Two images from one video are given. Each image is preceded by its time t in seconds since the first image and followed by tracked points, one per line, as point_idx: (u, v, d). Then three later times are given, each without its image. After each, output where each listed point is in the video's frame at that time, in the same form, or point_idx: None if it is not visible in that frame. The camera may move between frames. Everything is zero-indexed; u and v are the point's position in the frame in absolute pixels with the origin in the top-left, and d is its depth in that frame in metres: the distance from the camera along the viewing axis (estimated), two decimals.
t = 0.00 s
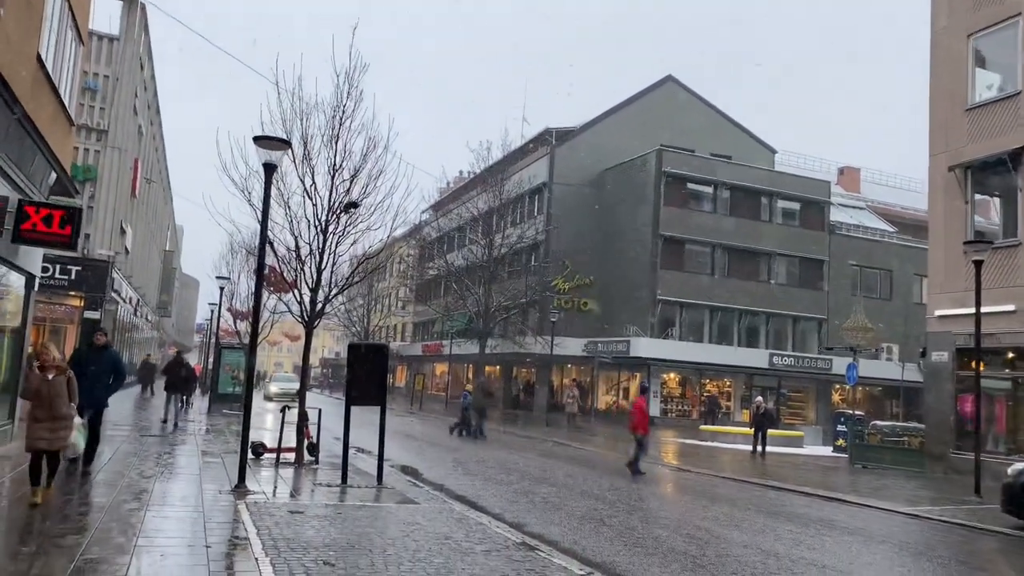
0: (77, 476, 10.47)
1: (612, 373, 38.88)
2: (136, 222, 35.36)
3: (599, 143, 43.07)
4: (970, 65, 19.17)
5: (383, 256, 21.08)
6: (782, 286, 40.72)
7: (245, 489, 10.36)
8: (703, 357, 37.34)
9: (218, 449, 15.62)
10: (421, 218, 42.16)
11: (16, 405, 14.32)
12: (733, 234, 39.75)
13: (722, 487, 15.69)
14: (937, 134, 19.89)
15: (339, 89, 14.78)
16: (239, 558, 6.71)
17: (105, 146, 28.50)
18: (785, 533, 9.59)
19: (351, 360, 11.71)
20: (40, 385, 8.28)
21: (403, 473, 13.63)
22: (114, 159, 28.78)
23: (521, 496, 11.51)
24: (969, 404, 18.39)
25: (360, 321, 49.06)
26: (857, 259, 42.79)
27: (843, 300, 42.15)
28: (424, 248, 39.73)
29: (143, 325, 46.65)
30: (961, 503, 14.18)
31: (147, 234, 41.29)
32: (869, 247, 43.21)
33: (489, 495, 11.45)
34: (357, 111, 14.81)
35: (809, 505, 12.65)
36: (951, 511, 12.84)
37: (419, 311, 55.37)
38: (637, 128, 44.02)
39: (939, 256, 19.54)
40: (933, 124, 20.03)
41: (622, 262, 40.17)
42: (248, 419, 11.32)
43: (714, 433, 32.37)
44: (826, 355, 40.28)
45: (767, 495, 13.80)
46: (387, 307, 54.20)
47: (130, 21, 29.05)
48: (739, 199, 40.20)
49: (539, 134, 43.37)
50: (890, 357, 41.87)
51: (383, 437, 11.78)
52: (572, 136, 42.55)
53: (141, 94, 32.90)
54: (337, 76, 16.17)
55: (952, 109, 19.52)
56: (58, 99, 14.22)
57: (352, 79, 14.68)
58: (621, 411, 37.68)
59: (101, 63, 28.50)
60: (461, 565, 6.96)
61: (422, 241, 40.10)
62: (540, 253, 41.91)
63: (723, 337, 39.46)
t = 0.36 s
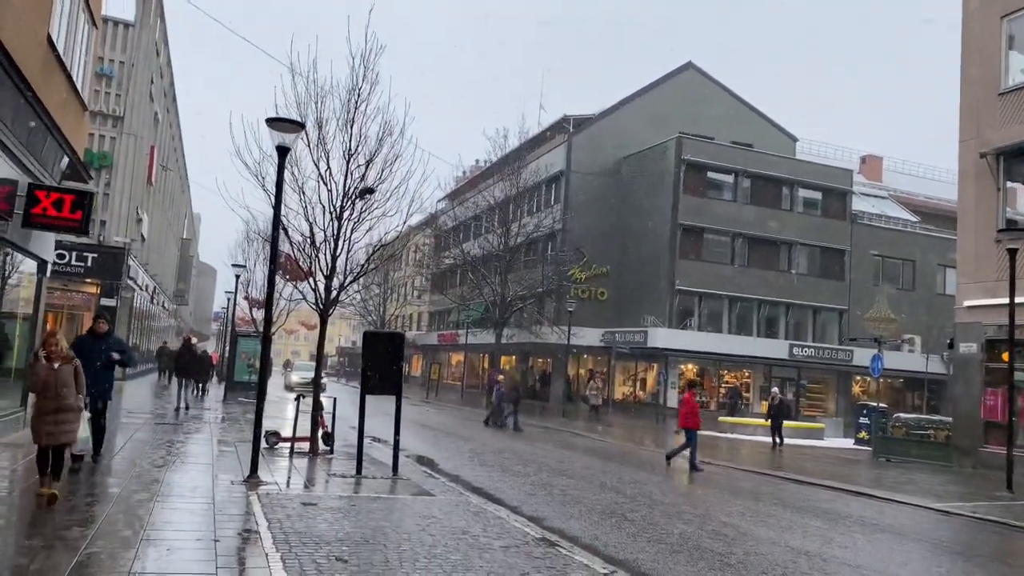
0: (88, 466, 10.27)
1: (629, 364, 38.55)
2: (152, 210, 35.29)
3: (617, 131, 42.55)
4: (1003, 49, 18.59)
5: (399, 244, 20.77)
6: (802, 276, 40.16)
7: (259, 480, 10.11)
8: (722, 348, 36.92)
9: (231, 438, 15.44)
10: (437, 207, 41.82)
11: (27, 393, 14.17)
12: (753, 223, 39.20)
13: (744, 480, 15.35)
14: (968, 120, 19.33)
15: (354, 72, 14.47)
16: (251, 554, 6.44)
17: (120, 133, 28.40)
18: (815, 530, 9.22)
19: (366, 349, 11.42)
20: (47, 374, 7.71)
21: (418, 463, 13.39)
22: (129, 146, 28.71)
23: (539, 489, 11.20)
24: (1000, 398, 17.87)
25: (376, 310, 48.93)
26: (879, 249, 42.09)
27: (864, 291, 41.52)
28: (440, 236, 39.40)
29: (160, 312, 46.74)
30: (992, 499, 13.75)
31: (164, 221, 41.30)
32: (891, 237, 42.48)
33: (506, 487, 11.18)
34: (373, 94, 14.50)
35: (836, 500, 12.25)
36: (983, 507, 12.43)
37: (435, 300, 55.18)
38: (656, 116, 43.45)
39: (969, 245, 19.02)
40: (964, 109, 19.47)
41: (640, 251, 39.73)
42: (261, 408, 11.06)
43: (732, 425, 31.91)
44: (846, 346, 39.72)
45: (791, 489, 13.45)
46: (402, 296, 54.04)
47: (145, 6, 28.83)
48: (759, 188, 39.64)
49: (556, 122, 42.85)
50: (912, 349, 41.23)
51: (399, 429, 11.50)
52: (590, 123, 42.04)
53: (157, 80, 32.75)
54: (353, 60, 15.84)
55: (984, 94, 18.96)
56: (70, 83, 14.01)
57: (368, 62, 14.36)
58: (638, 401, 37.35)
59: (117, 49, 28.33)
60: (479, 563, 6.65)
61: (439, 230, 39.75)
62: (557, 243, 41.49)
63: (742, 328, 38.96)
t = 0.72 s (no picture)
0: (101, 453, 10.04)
1: (647, 353, 38.16)
2: (169, 196, 35.14)
3: (637, 117, 41.98)
4: None
5: (416, 230, 20.46)
6: (825, 264, 39.51)
7: (275, 468, 9.83)
8: (742, 337, 36.43)
9: (246, 424, 15.22)
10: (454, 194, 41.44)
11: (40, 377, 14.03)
12: (775, 210, 38.59)
13: (770, 470, 14.96)
14: (1004, 101, 18.71)
15: (372, 51, 14.11)
16: (266, 546, 6.15)
17: (136, 118, 28.22)
18: (853, 525, 8.81)
19: (383, 335, 11.11)
20: (54, 357, 6.79)
21: (436, 451, 13.09)
22: (145, 131, 28.51)
23: (562, 478, 10.85)
24: None
25: (393, 298, 48.73)
26: (904, 238, 41.34)
27: (888, 279, 40.83)
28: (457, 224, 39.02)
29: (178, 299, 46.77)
30: None
31: (181, 207, 41.19)
32: (916, 225, 41.70)
33: (528, 477, 10.85)
34: (391, 74, 14.13)
35: (869, 492, 11.83)
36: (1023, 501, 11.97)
37: (451, 288, 54.92)
38: (676, 102, 42.84)
39: (1004, 231, 18.43)
40: (1000, 90, 18.84)
41: (660, 239, 39.21)
42: (277, 394, 10.77)
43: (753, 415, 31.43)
44: (869, 336, 39.12)
45: (821, 480, 13.05)
46: (419, 283, 53.82)
47: None
48: (782, 174, 39.01)
49: (575, 108, 42.30)
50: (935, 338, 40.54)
51: (418, 416, 11.19)
52: (609, 109, 41.47)
53: (173, 65, 32.53)
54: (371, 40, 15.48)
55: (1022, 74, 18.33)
56: (83, 63, 13.68)
57: (386, 41, 14.00)
58: (656, 391, 36.97)
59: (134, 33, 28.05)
60: (505, 557, 6.29)
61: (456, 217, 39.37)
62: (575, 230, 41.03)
63: (763, 317, 38.39)
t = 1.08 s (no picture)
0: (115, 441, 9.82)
1: (666, 340, 37.83)
2: (185, 181, 35.00)
3: (655, 100, 41.40)
4: None
5: (433, 214, 20.12)
6: (847, 250, 38.89)
7: (291, 457, 9.58)
8: (762, 323, 36.00)
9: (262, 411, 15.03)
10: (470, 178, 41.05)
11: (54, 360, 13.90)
12: (797, 194, 37.99)
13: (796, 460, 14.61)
14: None
15: (389, 30, 13.75)
16: (281, 541, 5.89)
17: (152, 102, 28.04)
18: (890, 520, 8.45)
19: (401, 321, 10.82)
20: (45, 344, 6.23)
21: (455, 440, 12.84)
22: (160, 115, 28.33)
23: (584, 469, 10.54)
24: None
25: (409, 284, 48.54)
26: (928, 223, 40.61)
27: (911, 265, 40.15)
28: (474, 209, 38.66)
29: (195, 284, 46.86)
30: None
31: (197, 192, 41.03)
32: (940, 210, 40.93)
33: (550, 467, 10.58)
34: (408, 52, 13.78)
35: (900, 485, 11.45)
36: None
37: (467, 273, 54.59)
38: (695, 85, 42.21)
39: None
40: None
41: (679, 224, 38.69)
42: (293, 381, 10.49)
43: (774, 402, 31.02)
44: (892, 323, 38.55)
45: (848, 471, 12.72)
46: (435, 269, 53.60)
47: None
48: (804, 158, 38.39)
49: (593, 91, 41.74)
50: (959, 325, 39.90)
51: (436, 403, 10.92)
52: (627, 92, 40.89)
53: (189, 47, 32.25)
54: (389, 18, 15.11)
55: None
56: (95, 41, 13.40)
57: (404, 18, 13.63)
58: (675, 378, 36.60)
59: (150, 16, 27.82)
60: (530, 554, 6.00)
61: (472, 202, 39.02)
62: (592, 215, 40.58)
63: (784, 302, 37.85)
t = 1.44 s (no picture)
0: (133, 430, 9.65)
1: (689, 327, 37.40)
2: (206, 168, 34.94)
3: (678, 83, 40.79)
4: None
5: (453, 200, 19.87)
6: (875, 235, 38.18)
7: (312, 446, 9.36)
8: (787, 310, 35.47)
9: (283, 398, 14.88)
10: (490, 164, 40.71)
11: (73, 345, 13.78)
12: (823, 178, 37.33)
13: (827, 448, 14.24)
14: None
15: (410, 9, 13.43)
16: (302, 534, 5.66)
17: (172, 87, 27.96)
18: (932, 513, 8.10)
19: (423, 307, 10.55)
20: (37, 334, 5.57)
21: (478, 428, 12.60)
22: (180, 101, 28.24)
23: (611, 459, 10.26)
24: None
25: (429, 271, 48.35)
26: (958, 207, 39.79)
27: (940, 251, 39.36)
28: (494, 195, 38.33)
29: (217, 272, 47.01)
30: None
31: (218, 179, 41.02)
32: (971, 194, 40.09)
33: (576, 456, 10.32)
34: (429, 32, 13.47)
35: (937, 475, 11.07)
36: None
37: (487, 260, 54.31)
38: (719, 67, 41.54)
39: None
40: None
41: (704, 209, 38.14)
42: (314, 367, 10.25)
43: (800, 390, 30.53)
44: (920, 309, 37.87)
45: (883, 461, 12.34)
46: (455, 256, 53.37)
47: None
48: (830, 141, 37.69)
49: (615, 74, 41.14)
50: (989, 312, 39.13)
51: (460, 391, 10.68)
52: (650, 76, 40.28)
53: (208, 33, 32.10)
54: None
55: None
56: (112, 24, 13.20)
57: None
58: (698, 365, 36.20)
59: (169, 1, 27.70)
60: (560, 549, 5.74)
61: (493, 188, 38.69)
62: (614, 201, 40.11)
63: (810, 289, 37.25)
